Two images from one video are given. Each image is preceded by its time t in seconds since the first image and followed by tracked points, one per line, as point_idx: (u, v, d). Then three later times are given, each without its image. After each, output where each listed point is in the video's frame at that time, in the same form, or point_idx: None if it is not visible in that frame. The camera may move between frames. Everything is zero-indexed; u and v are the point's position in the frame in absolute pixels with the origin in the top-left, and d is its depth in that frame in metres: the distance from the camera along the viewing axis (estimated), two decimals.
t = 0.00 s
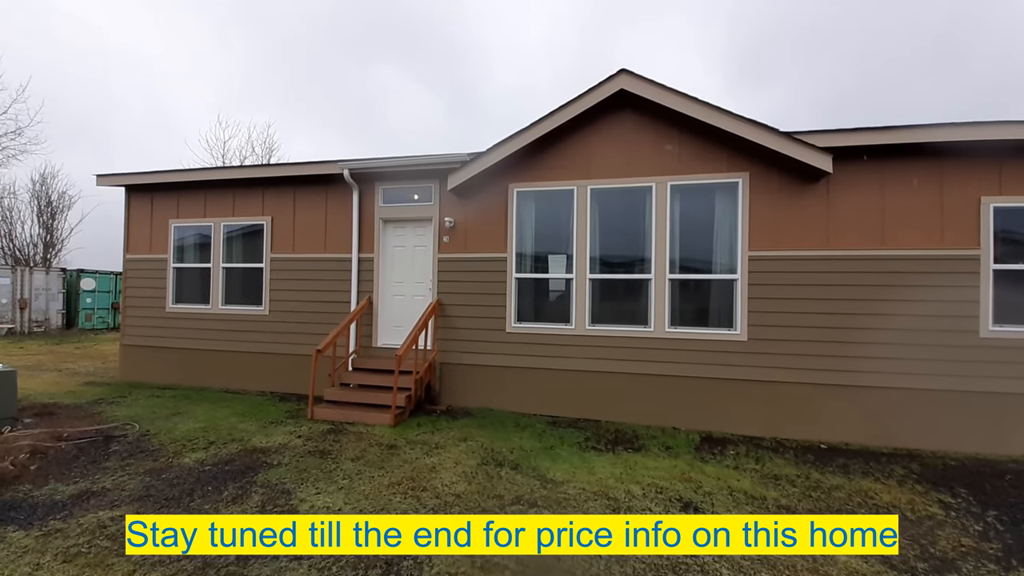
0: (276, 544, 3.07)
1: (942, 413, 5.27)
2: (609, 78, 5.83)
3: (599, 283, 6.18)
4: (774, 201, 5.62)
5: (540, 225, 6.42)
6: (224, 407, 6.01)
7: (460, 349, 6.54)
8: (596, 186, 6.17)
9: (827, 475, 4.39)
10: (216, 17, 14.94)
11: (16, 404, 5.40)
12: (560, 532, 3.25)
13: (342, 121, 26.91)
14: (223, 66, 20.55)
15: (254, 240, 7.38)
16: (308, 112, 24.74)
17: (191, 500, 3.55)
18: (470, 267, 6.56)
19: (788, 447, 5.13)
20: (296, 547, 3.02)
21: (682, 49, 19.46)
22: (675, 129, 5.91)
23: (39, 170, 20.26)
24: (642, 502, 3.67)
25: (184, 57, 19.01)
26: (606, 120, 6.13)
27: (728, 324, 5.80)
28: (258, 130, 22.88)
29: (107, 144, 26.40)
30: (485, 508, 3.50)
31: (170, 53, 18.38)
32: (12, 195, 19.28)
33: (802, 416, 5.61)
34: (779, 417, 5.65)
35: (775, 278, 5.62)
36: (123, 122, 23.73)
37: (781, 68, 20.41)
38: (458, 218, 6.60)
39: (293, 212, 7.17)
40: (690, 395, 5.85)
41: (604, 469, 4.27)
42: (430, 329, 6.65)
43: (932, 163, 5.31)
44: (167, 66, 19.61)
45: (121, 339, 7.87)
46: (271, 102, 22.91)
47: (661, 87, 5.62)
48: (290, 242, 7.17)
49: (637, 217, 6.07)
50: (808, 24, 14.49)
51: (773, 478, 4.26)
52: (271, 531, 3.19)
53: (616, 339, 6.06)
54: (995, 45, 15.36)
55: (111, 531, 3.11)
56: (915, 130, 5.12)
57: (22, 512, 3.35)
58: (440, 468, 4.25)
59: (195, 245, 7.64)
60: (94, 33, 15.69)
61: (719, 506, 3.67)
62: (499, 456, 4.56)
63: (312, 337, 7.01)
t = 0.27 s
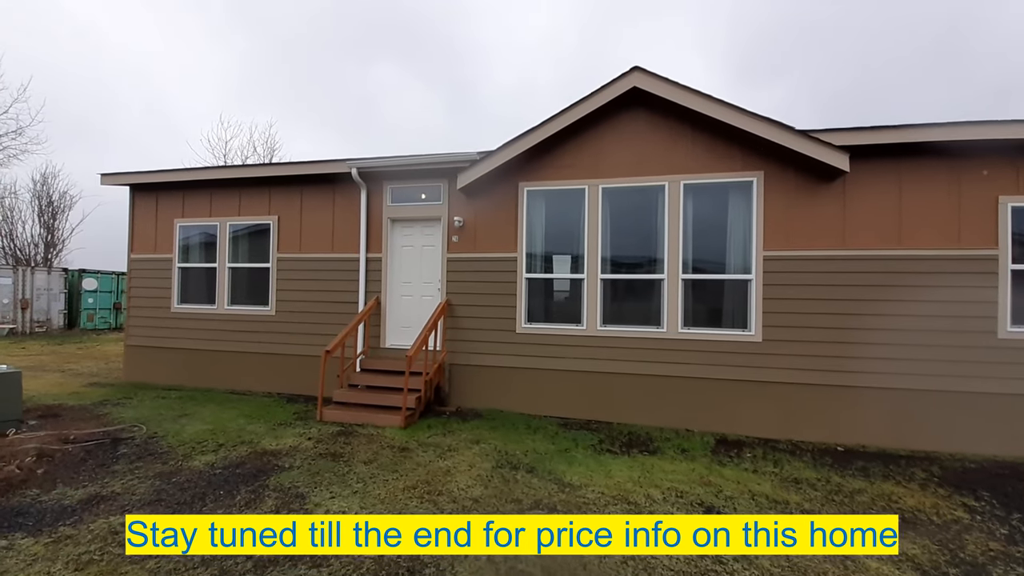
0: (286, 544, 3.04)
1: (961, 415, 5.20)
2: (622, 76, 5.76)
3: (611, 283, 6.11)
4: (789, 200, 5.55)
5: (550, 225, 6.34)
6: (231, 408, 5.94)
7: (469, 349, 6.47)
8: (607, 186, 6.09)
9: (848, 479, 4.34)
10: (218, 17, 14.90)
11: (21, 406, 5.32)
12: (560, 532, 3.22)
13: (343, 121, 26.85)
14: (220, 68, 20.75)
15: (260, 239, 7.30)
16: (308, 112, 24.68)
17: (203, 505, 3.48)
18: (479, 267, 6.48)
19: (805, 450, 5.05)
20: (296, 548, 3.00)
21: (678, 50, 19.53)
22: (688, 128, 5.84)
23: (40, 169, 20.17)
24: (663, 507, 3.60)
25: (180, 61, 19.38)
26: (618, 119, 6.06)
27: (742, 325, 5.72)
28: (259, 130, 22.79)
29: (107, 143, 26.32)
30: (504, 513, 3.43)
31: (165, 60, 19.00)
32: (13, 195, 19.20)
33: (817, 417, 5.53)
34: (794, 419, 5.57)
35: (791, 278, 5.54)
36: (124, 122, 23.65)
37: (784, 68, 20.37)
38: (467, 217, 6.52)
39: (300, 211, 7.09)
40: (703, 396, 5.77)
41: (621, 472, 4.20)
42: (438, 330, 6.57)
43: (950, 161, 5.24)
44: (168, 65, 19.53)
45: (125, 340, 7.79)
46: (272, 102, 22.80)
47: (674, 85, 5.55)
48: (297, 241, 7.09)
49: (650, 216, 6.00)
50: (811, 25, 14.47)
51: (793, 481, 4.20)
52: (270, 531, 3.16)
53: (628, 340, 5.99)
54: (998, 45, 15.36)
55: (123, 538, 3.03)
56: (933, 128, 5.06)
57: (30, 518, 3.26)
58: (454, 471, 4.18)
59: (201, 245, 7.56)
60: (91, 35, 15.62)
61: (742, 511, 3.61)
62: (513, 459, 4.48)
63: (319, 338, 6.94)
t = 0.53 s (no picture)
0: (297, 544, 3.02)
1: (980, 416, 5.14)
2: (635, 74, 5.70)
3: (623, 283, 6.05)
4: (804, 198, 5.50)
5: (561, 224, 6.28)
6: (240, 409, 5.88)
7: (479, 349, 6.40)
8: (620, 184, 6.03)
9: (869, 481, 4.31)
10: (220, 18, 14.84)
11: (29, 407, 5.26)
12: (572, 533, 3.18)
13: (343, 121, 26.82)
14: (222, 68, 20.55)
15: (267, 239, 7.24)
16: (309, 113, 24.66)
17: (219, 509, 3.42)
18: (490, 267, 6.42)
19: (822, 452, 4.99)
20: (308, 548, 2.97)
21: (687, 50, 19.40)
22: (702, 126, 5.78)
23: (41, 169, 20.09)
24: (687, 510, 3.54)
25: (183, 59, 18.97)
26: (631, 116, 5.99)
27: (758, 325, 5.67)
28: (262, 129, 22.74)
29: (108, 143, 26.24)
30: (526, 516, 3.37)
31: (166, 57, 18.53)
32: (15, 195, 19.13)
33: (834, 418, 5.47)
34: (810, 420, 5.52)
35: (807, 278, 5.49)
36: (125, 122, 23.58)
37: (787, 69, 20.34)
38: (478, 216, 6.47)
39: (308, 211, 7.03)
40: (718, 397, 5.72)
41: (639, 474, 4.14)
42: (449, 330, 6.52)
43: (968, 160, 5.19)
44: (170, 65, 19.46)
45: (131, 340, 7.72)
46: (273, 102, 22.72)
47: (690, 82, 5.49)
48: (305, 241, 7.03)
49: (663, 215, 5.94)
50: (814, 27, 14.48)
51: (815, 484, 4.17)
52: (280, 532, 3.13)
53: (642, 340, 5.94)
54: (999, 46, 15.40)
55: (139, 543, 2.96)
56: (952, 126, 5.00)
57: (43, 522, 3.20)
58: (472, 473, 4.12)
59: (208, 244, 7.50)
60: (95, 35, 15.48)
61: (767, 513, 3.57)
62: (530, 460, 4.43)
63: (328, 338, 6.88)
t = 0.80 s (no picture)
0: (320, 542, 2.98)
1: (998, 416, 5.12)
2: (651, 72, 5.66)
3: (637, 283, 6.02)
4: (821, 198, 5.48)
5: (575, 224, 6.24)
6: (252, 409, 5.85)
7: (492, 350, 6.36)
8: (635, 183, 5.99)
9: (892, 482, 4.33)
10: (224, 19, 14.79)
11: (41, 408, 5.22)
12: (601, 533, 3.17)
13: (343, 121, 26.49)
14: (224, 67, 19.88)
15: (277, 238, 7.20)
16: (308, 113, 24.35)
17: (242, 510, 3.39)
18: (503, 266, 6.38)
19: (841, 453, 4.97)
20: (338, 547, 2.95)
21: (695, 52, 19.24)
22: (717, 125, 5.76)
23: (43, 168, 20.00)
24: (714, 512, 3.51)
25: (190, 57, 18.29)
26: (646, 115, 5.96)
27: (774, 325, 5.63)
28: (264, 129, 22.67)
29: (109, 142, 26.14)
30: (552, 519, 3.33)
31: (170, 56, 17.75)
32: (17, 194, 19.06)
33: (851, 419, 5.44)
34: (826, 420, 5.49)
35: (824, 278, 5.47)
36: (127, 122, 23.49)
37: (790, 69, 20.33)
38: (490, 216, 6.43)
39: (319, 210, 6.99)
40: (733, 397, 5.69)
41: (661, 475, 4.12)
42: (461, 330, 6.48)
43: (986, 160, 5.17)
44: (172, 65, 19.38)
45: (139, 339, 7.68)
46: (274, 102, 22.57)
47: (706, 81, 5.46)
48: (316, 240, 6.99)
49: (678, 214, 5.90)
50: (819, 28, 14.46)
51: (837, 485, 4.18)
52: (308, 531, 3.10)
53: (656, 340, 5.90)
54: (1009, 47, 15.25)
55: (165, 544, 2.92)
56: (971, 125, 4.98)
57: (64, 525, 3.15)
58: (492, 474, 4.09)
59: (217, 243, 7.45)
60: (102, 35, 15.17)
61: (794, 515, 3.55)
62: (548, 461, 4.40)
63: (339, 337, 6.84)
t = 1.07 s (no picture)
0: (338, 546, 2.96)
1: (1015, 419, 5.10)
2: (663, 74, 5.64)
3: (650, 285, 6.00)
4: (835, 199, 5.47)
5: (586, 225, 6.22)
6: (264, 412, 5.83)
7: (503, 352, 6.34)
8: (647, 185, 5.97)
9: (911, 484, 4.34)
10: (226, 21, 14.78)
11: (54, 411, 5.18)
12: (627, 535, 3.15)
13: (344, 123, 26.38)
14: (226, 69, 19.71)
15: (286, 240, 7.18)
16: (310, 114, 24.24)
17: (263, 515, 3.36)
18: (514, 269, 6.34)
19: (857, 455, 4.97)
20: (365, 551, 2.92)
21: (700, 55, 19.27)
22: (730, 126, 5.74)
23: (44, 169, 19.93)
24: (737, 516, 3.48)
25: (191, 58, 18.13)
26: (658, 117, 5.95)
27: (788, 327, 5.62)
28: (266, 130, 22.64)
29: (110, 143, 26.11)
30: (575, 522, 3.30)
31: (173, 57, 17.52)
32: (18, 196, 19.02)
33: (865, 421, 5.44)
34: (841, 422, 5.48)
35: (838, 279, 5.46)
36: (128, 124, 23.46)
37: (792, 70, 20.34)
38: (501, 217, 6.40)
39: (329, 211, 6.97)
40: (747, 400, 5.68)
41: (680, 478, 4.11)
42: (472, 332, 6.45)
43: (1000, 162, 5.17)
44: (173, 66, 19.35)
45: (148, 342, 7.65)
46: (276, 104, 22.49)
47: (719, 83, 5.45)
48: (326, 242, 6.97)
49: (691, 215, 5.88)
50: (820, 28, 14.39)
51: (857, 487, 4.19)
52: (332, 536, 3.08)
53: (669, 342, 5.89)
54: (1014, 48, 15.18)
55: (189, 551, 2.89)
56: (986, 127, 4.96)
57: (84, 532, 3.12)
58: (511, 478, 4.07)
59: (226, 245, 7.44)
60: (106, 36, 15.03)
61: (817, 518, 3.55)
62: (566, 464, 4.38)
63: (349, 340, 6.81)
